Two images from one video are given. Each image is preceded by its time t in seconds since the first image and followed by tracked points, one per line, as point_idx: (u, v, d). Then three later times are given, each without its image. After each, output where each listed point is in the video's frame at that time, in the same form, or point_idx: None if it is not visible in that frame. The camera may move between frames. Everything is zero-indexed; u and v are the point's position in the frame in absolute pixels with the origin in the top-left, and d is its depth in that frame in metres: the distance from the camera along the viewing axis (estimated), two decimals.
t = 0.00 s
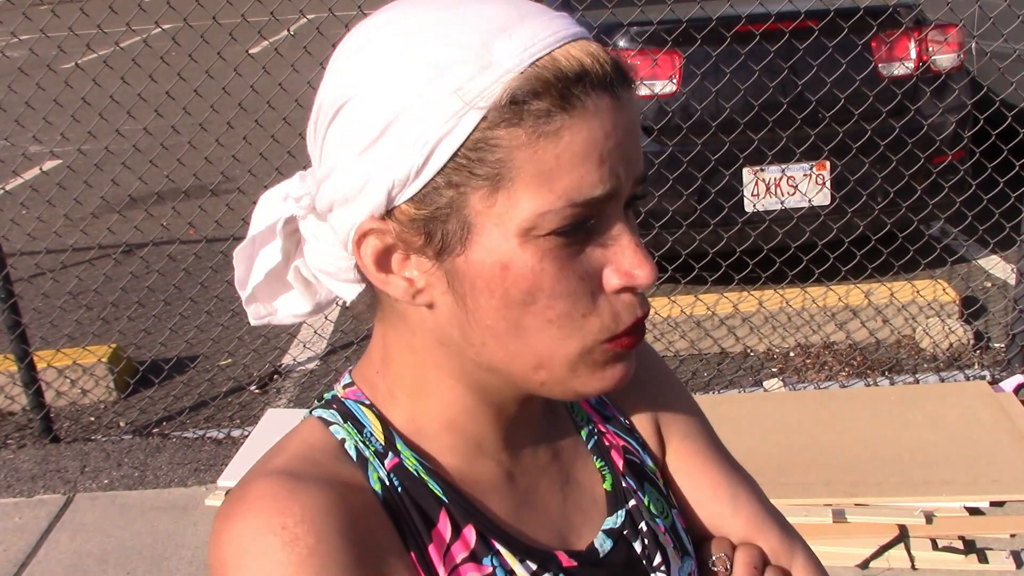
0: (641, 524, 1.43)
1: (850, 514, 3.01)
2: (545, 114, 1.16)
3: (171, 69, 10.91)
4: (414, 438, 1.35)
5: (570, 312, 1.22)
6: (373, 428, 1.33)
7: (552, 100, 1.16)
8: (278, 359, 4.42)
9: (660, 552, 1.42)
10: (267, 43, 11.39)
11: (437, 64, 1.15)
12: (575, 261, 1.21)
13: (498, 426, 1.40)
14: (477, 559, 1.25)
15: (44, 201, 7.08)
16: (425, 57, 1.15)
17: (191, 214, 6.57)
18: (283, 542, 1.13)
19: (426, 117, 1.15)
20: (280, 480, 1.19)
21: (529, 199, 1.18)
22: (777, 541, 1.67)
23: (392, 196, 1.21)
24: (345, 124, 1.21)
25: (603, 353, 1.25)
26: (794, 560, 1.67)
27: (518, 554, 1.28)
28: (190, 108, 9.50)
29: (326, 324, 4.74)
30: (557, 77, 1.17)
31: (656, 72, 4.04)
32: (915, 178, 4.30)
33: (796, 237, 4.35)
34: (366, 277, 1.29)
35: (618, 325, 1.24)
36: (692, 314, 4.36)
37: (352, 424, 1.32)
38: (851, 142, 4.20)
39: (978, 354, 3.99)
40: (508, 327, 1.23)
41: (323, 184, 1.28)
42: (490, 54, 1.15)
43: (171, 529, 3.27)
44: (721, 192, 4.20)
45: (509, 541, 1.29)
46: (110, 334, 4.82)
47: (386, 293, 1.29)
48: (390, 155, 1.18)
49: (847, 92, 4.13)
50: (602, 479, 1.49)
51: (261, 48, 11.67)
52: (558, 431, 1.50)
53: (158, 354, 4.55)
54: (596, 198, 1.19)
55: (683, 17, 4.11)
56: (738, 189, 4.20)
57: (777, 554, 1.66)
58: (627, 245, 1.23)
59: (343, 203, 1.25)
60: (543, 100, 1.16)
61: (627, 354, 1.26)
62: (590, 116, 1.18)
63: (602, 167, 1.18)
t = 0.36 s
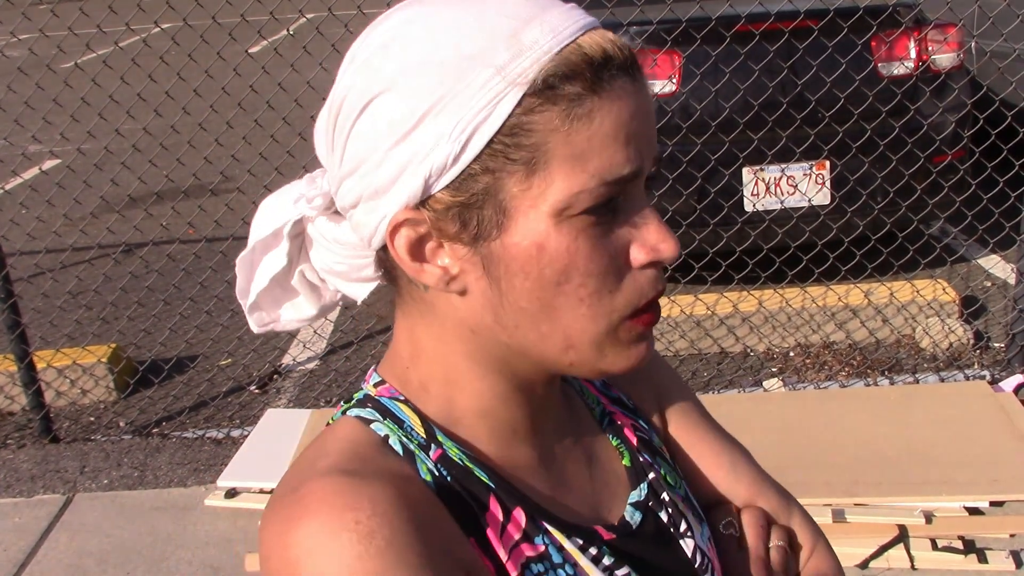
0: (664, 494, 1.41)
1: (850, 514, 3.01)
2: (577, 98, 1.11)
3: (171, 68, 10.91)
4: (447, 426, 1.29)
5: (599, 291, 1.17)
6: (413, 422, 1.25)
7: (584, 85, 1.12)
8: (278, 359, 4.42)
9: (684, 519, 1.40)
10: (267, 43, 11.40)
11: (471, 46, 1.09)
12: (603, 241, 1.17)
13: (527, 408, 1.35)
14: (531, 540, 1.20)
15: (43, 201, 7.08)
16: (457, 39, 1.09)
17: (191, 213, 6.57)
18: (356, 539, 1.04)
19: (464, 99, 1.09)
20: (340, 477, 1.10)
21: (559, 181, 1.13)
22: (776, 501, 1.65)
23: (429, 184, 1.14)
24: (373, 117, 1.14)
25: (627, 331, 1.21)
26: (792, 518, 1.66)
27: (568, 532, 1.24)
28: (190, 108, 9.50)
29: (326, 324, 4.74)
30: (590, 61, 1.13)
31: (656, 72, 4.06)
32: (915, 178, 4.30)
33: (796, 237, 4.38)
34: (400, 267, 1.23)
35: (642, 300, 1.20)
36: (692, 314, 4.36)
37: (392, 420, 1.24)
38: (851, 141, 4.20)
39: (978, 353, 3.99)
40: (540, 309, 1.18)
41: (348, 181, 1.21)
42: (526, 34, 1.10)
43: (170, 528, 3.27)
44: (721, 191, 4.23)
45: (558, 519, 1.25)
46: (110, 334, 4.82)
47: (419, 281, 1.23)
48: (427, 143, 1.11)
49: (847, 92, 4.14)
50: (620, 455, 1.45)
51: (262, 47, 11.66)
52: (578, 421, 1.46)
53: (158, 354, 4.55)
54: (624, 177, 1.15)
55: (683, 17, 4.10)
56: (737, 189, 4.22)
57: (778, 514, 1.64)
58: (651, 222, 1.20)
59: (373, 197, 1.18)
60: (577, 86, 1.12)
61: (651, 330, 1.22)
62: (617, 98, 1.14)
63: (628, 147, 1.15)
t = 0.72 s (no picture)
0: (679, 488, 1.40)
1: (849, 513, 3.02)
2: (611, 95, 1.11)
3: (168, 71, 10.90)
4: (471, 413, 1.28)
5: (629, 285, 1.17)
6: (438, 409, 1.25)
7: (617, 83, 1.11)
8: (277, 360, 4.42)
9: (699, 514, 1.39)
10: (264, 45, 11.40)
11: (506, 43, 1.09)
12: (634, 236, 1.17)
13: (549, 397, 1.35)
14: (552, 527, 1.20)
15: (42, 202, 7.07)
16: (492, 36, 1.09)
17: (190, 215, 6.57)
18: (386, 518, 1.04)
19: (498, 96, 1.09)
20: (368, 459, 1.10)
21: (590, 178, 1.13)
22: (786, 497, 1.65)
23: (462, 177, 1.14)
24: (407, 112, 1.14)
25: (655, 325, 1.20)
26: (802, 515, 1.65)
27: (588, 521, 1.23)
28: (188, 109, 9.50)
29: (326, 325, 4.74)
30: (624, 59, 1.12)
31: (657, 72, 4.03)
32: (913, 177, 4.34)
33: (795, 236, 4.41)
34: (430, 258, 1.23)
35: (673, 293, 1.20)
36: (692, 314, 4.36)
37: (418, 407, 1.24)
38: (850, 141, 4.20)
39: (977, 353, 4.00)
40: (570, 302, 1.19)
41: (381, 173, 1.21)
42: (560, 33, 1.10)
43: (170, 530, 3.27)
44: (719, 191, 4.24)
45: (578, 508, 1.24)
46: (109, 336, 4.82)
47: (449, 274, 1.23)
48: (460, 138, 1.12)
49: (846, 91, 4.17)
50: (636, 450, 1.45)
51: (259, 48, 11.67)
52: (596, 413, 1.45)
53: (157, 356, 4.55)
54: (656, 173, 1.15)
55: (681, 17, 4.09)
56: (736, 189, 4.20)
57: (788, 511, 1.64)
58: (679, 219, 1.20)
59: (404, 189, 1.18)
60: (610, 83, 1.11)
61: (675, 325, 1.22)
62: (649, 95, 1.13)
63: (661, 145, 1.14)
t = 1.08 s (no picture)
0: (678, 507, 1.39)
1: (849, 514, 3.02)
2: (578, 99, 1.11)
3: (168, 72, 10.90)
4: (463, 422, 1.29)
5: (608, 293, 1.17)
6: (429, 416, 1.26)
7: (586, 85, 1.11)
8: (277, 362, 4.42)
9: (696, 534, 1.38)
10: (265, 46, 11.40)
11: (475, 52, 1.10)
12: (612, 242, 1.16)
13: (545, 408, 1.35)
14: (534, 541, 1.20)
15: (41, 204, 7.08)
16: (463, 45, 1.11)
17: (189, 216, 6.57)
18: (359, 526, 1.05)
19: (466, 103, 1.10)
20: (347, 465, 1.11)
21: (563, 179, 1.12)
22: (800, 522, 1.63)
23: (436, 184, 1.15)
24: (385, 121, 1.16)
25: (641, 334, 1.20)
26: (814, 540, 1.63)
27: (572, 536, 1.23)
28: (188, 110, 9.50)
29: (325, 327, 4.73)
30: (594, 63, 1.12)
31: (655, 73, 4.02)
32: (913, 179, 4.34)
33: (794, 237, 4.41)
34: (412, 264, 1.24)
35: (657, 302, 1.19)
36: (691, 315, 4.36)
37: (408, 413, 1.25)
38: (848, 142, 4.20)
39: (977, 354, 4.00)
40: (549, 309, 1.18)
41: (366, 182, 1.23)
42: (528, 40, 1.10)
43: (170, 532, 3.27)
44: (719, 192, 4.24)
45: (563, 522, 1.24)
46: (109, 338, 4.82)
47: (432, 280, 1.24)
48: (431, 145, 1.13)
49: (846, 92, 4.16)
50: (636, 464, 1.44)
51: (259, 49, 11.67)
52: (597, 423, 1.45)
53: (157, 358, 4.55)
54: (631, 179, 1.14)
55: (681, 18, 4.11)
56: (736, 190, 4.22)
57: (798, 536, 1.62)
58: (662, 223, 1.18)
59: (385, 196, 1.20)
60: (577, 84, 1.11)
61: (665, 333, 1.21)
62: (621, 99, 1.13)
63: (636, 148, 1.13)
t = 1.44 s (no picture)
0: (678, 516, 1.41)
1: (847, 517, 3.03)
2: (594, 108, 1.12)
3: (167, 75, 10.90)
4: (467, 437, 1.29)
5: (619, 303, 1.18)
6: (434, 434, 1.26)
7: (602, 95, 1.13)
8: (276, 365, 4.42)
9: (699, 543, 1.40)
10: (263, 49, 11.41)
11: (484, 65, 1.10)
12: (623, 253, 1.18)
13: (548, 422, 1.36)
14: (547, 556, 1.21)
15: (41, 207, 7.08)
16: (470, 58, 1.11)
17: (189, 220, 6.58)
18: (378, 549, 1.05)
19: (479, 116, 1.10)
20: (360, 487, 1.11)
21: (576, 195, 1.14)
22: (792, 526, 1.64)
23: (447, 199, 1.15)
24: (389, 135, 1.15)
25: (648, 340, 1.21)
26: (807, 543, 1.64)
27: (582, 550, 1.24)
28: (187, 113, 9.51)
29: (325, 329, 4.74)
30: (606, 75, 1.14)
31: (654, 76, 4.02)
32: (910, 182, 4.35)
33: (793, 241, 4.41)
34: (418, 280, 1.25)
35: (666, 310, 1.21)
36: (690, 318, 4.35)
37: (414, 431, 1.25)
38: (846, 145, 4.20)
39: (975, 356, 4.00)
40: (560, 322, 1.19)
41: (368, 197, 1.22)
42: (538, 53, 1.11)
43: (171, 535, 3.27)
44: (718, 195, 4.25)
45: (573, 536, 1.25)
46: (109, 341, 4.83)
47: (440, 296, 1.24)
48: (442, 159, 1.13)
49: (843, 96, 4.15)
50: (635, 476, 1.45)
51: (258, 52, 11.69)
52: (594, 435, 1.46)
53: (156, 360, 4.55)
54: (641, 189, 1.15)
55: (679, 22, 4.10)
56: (734, 193, 4.23)
57: (792, 540, 1.63)
58: (670, 232, 1.20)
59: (391, 211, 1.20)
60: (593, 95, 1.13)
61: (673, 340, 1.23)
62: (633, 111, 1.15)
63: (647, 158, 1.15)
